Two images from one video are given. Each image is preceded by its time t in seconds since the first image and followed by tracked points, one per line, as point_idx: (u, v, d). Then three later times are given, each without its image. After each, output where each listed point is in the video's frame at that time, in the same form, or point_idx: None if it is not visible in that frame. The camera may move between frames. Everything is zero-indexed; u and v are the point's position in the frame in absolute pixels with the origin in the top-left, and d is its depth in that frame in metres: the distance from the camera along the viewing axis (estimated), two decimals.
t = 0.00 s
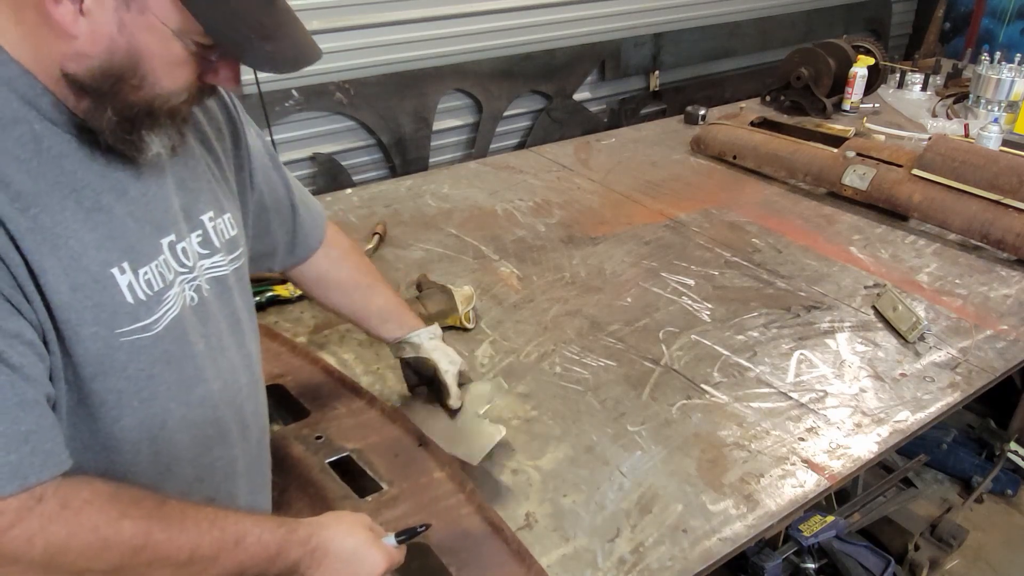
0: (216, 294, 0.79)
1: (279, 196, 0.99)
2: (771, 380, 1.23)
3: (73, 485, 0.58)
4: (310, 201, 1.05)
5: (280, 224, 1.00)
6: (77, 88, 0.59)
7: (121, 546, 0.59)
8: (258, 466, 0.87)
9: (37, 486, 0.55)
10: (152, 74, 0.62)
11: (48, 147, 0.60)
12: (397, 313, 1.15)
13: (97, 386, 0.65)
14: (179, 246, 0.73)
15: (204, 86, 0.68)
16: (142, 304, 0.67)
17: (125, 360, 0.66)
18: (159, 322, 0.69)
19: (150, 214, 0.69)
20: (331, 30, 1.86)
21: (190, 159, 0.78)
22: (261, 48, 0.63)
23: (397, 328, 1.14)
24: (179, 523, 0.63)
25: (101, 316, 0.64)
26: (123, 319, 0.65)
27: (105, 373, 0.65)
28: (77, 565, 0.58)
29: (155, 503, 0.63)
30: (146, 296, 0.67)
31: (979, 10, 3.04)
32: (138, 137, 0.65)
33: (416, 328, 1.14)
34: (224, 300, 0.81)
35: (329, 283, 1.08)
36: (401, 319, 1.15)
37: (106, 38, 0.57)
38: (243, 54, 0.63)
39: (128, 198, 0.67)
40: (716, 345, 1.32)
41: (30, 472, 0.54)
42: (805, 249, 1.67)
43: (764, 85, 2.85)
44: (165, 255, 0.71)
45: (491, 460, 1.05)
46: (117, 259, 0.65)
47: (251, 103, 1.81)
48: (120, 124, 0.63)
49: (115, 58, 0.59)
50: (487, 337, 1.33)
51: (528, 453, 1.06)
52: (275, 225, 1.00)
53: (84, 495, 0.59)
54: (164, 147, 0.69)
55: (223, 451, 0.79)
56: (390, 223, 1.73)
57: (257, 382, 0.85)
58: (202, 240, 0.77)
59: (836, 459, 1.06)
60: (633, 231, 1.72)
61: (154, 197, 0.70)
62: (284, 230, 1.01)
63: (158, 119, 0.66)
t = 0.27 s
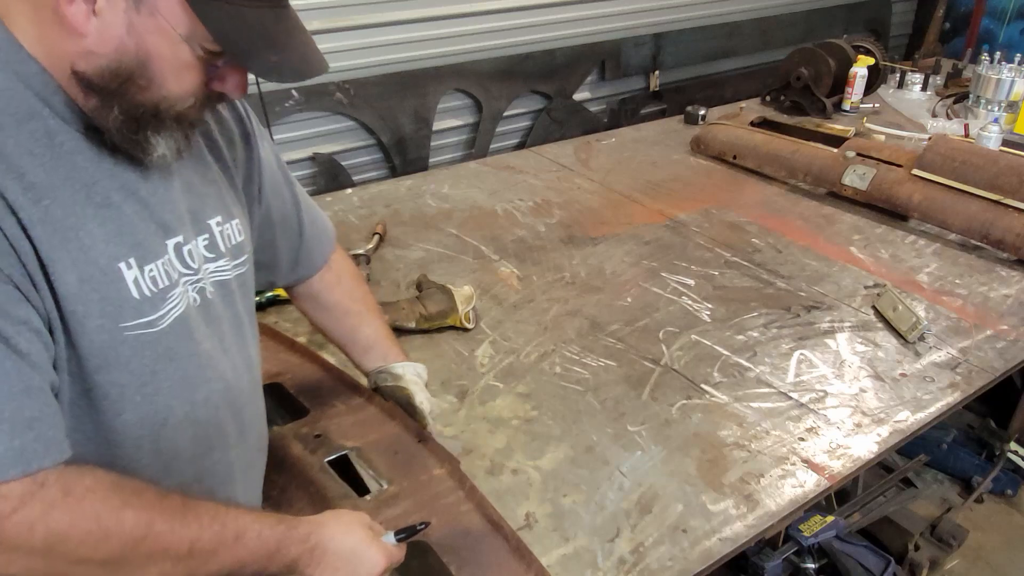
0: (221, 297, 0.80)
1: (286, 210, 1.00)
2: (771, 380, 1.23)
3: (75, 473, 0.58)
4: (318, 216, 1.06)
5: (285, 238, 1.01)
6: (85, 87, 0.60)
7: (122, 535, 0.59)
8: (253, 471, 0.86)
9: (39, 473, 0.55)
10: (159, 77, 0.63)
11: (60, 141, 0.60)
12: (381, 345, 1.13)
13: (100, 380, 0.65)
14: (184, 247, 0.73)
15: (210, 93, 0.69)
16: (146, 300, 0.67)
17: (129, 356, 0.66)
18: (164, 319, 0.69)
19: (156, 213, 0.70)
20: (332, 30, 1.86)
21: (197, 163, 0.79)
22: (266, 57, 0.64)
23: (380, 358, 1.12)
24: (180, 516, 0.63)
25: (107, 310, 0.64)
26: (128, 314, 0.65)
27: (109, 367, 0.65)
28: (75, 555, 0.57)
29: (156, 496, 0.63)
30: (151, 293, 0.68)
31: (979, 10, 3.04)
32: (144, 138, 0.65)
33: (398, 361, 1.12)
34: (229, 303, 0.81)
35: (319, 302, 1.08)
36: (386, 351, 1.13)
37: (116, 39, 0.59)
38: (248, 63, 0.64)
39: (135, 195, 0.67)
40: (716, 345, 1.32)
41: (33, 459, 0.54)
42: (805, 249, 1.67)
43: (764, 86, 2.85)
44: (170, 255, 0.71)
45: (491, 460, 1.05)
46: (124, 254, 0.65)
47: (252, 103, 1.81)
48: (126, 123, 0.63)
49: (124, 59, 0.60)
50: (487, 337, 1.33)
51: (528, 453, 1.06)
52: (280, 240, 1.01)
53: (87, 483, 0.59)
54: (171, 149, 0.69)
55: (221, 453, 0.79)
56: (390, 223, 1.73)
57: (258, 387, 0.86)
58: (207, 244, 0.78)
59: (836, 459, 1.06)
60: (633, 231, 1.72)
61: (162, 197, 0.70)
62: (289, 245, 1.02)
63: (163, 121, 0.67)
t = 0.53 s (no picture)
0: (233, 306, 0.80)
1: (304, 222, 1.00)
2: (771, 379, 1.23)
3: (82, 462, 0.60)
4: (334, 231, 1.06)
5: (301, 247, 1.02)
6: (104, 94, 0.63)
7: (123, 524, 0.61)
8: (250, 479, 0.86)
9: (48, 458, 0.57)
10: (174, 88, 0.63)
11: (87, 141, 0.64)
12: (380, 351, 1.13)
13: (108, 373, 0.67)
14: (198, 252, 0.74)
15: (227, 109, 0.69)
16: (157, 300, 0.69)
17: (137, 353, 0.68)
18: (173, 320, 0.70)
19: (172, 217, 0.72)
20: (332, 30, 1.86)
21: (217, 173, 0.80)
22: (270, 73, 0.63)
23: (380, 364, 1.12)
24: (182, 511, 0.64)
25: (119, 305, 0.66)
26: (139, 311, 0.68)
27: (118, 362, 0.67)
28: (76, 542, 0.59)
29: (160, 489, 0.64)
30: (162, 293, 0.69)
31: (979, 10, 3.04)
32: (160, 147, 0.67)
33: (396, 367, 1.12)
34: (240, 312, 0.82)
35: (320, 302, 1.09)
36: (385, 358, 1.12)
37: (133, 48, 0.61)
38: (254, 79, 0.63)
39: (151, 198, 0.69)
40: (716, 345, 1.32)
41: (43, 443, 0.57)
42: (805, 249, 1.67)
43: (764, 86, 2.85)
44: (182, 259, 0.72)
45: (492, 460, 1.05)
46: (140, 253, 0.68)
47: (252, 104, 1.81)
48: (143, 131, 0.65)
49: (139, 69, 0.62)
50: (487, 337, 1.33)
51: (528, 453, 1.06)
52: (295, 247, 1.01)
53: (93, 471, 0.60)
54: (188, 159, 0.70)
55: (221, 458, 0.80)
56: (390, 223, 1.73)
57: (262, 396, 0.86)
58: (218, 252, 0.78)
59: (836, 459, 1.06)
60: (633, 231, 1.72)
61: (178, 202, 0.72)
62: (304, 252, 1.03)
63: (181, 132, 0.68)
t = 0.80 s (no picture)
0: (249, 314, 0.80)
1: (322, 237, 1.00)
2: (771, 379, 1.23)
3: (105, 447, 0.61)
4: (349, 252, 1.06)
5: (317, 262, 1.02)
6: (135, 101, 0.64)
7: (141, 512, 0.61)
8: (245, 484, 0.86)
9: (75, 439, 0.58)
10: (200, 102, 0.64)
11: (126, 140, 0.65)
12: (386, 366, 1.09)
13: (126, 365, 0.68)
14: (218, 257, 0.74)
15: (252, 124, 0.69)
16: (178, 298, 0.70)
17: (154, 348, 0.69)
18: (192, 319, 0.71)
19: (197, 221, 0.72)
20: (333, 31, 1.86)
21: (240, 187, 0.79)
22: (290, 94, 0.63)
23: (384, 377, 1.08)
24: (200, 502, 0.64)
25: (143, 299, 0.67)
26: (161, 307, 0.68)
27: (137, 355, 0.68)
28: (93, 526, 0.59)
29: (181, 479, 0.65)
30: (182, 292, 0.70)
31: (979, 10, 3.04)
32: (183, 156, 0.67)
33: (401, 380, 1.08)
34: (255, 321, 0.81)
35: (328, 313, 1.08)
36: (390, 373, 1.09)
37: (165, 60, 0.61)
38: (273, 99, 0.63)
39: (177, 200, 0.70)
40: (716, 345, 1.32)
41: (71, 425, 0.58)
42: (805, 249, 1.67)
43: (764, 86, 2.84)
44: (202, 263, 0.73)
45: (492, 460, 1.05)
46: (166, 251, 0.68)
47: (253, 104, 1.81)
48: (169, 140, 0.66)
49: (168, 80, 0.62)
50: (487, 337, 1.33)
51: (528, 453, 1.06)
52: (311, 262, 1.01)
53: (116, 455, 0.61)
54: (211, 169, 0.70)
55: (219, 460, 0.80)
56: (390, 223, 1.73)
57: (266, 402, 0.86)
58: (233, 260, 0.76)
59: (836, 459, 1.06)
60: (633, 231, 1.72)
61: (204, 207, 0.73)
62: (320, 267, 1.03)
63: (206, 143, 0.68)
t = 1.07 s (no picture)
0: (262, 320, 0.80)
1: (336, 250, 1.00)
2: (771, 379, 1.23)
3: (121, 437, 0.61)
4: (360, 266, 1.07)
5: (329, 273, 1.02)
6: (169, 109, 0.64)
7: (152, 502, 0.61)
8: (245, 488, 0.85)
9: (93, 428, 0.59)
10: (233, 115, 0.64)
11: (159, 142, 0.65)
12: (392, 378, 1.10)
13: (145, 360, 0.68)
14: (239, 262, 0.75)
15: (280, 139, 0.70)
16: (198, 297, 0.70)
17: (174, 345, 0.69)
18: (210, 318, 0.71)
19: (221, 225, 0.72)
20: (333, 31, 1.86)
21: (258, 198, 0.78)
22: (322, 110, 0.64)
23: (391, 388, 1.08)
24: (210, 497, 0.64)
25: (167, 296, 0.67)
26: (183, 305, 0.69)
27: (157, 350, 0.68)
28: (105, 514, 0.59)
29: (192, 473, 0.65)
30: (202, 292, 0.70)
31: (979, 10, 3.04)
32: (211, 165, 0.68)
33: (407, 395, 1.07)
34: (268, 328, 0.82)
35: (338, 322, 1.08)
36: (396, 387, 1.09)
37: (202, 71, 0.62)
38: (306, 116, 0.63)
39: (203, 203, 0.70)
40: (716, 345, 1.32)
41: (91, 415, 0.58)
42: (805, 249, 1.67)
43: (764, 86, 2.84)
44: (222, 267, 0.73)
45: (492, 460, 1.05)
46: (192, 250, 0.69)
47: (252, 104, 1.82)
48: (198, 147, 0.66)
49: (204, 91, 0.63)
50: (487, 337, 1.33)
51: (528, 453, 1.06)
52: (323, 273, 1.01)
53: (129, 446, 0.61)
54: (236, 180, 0.71)
55: (224, 462, 0.79)
56: (390, 222, 1.73)
57: (272, 410, 0.86)
58: (248, 266, 0.76)
59: (836, 459, 1.06)
60: (633, 231, 1.72)
61: (229, 213, 0.73)
62: (331, 279, 1.03)
63: (234, 154, 0.68)
